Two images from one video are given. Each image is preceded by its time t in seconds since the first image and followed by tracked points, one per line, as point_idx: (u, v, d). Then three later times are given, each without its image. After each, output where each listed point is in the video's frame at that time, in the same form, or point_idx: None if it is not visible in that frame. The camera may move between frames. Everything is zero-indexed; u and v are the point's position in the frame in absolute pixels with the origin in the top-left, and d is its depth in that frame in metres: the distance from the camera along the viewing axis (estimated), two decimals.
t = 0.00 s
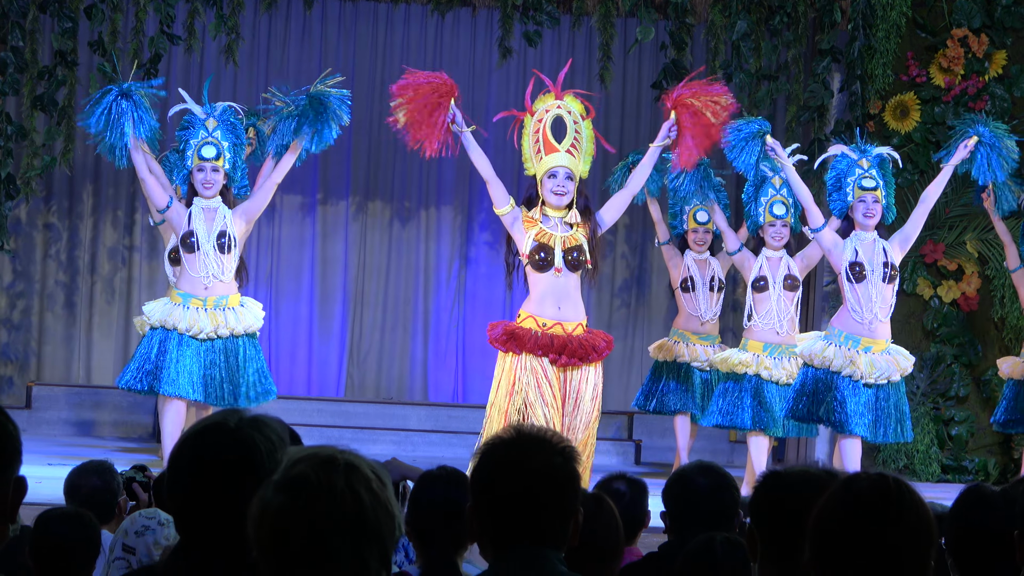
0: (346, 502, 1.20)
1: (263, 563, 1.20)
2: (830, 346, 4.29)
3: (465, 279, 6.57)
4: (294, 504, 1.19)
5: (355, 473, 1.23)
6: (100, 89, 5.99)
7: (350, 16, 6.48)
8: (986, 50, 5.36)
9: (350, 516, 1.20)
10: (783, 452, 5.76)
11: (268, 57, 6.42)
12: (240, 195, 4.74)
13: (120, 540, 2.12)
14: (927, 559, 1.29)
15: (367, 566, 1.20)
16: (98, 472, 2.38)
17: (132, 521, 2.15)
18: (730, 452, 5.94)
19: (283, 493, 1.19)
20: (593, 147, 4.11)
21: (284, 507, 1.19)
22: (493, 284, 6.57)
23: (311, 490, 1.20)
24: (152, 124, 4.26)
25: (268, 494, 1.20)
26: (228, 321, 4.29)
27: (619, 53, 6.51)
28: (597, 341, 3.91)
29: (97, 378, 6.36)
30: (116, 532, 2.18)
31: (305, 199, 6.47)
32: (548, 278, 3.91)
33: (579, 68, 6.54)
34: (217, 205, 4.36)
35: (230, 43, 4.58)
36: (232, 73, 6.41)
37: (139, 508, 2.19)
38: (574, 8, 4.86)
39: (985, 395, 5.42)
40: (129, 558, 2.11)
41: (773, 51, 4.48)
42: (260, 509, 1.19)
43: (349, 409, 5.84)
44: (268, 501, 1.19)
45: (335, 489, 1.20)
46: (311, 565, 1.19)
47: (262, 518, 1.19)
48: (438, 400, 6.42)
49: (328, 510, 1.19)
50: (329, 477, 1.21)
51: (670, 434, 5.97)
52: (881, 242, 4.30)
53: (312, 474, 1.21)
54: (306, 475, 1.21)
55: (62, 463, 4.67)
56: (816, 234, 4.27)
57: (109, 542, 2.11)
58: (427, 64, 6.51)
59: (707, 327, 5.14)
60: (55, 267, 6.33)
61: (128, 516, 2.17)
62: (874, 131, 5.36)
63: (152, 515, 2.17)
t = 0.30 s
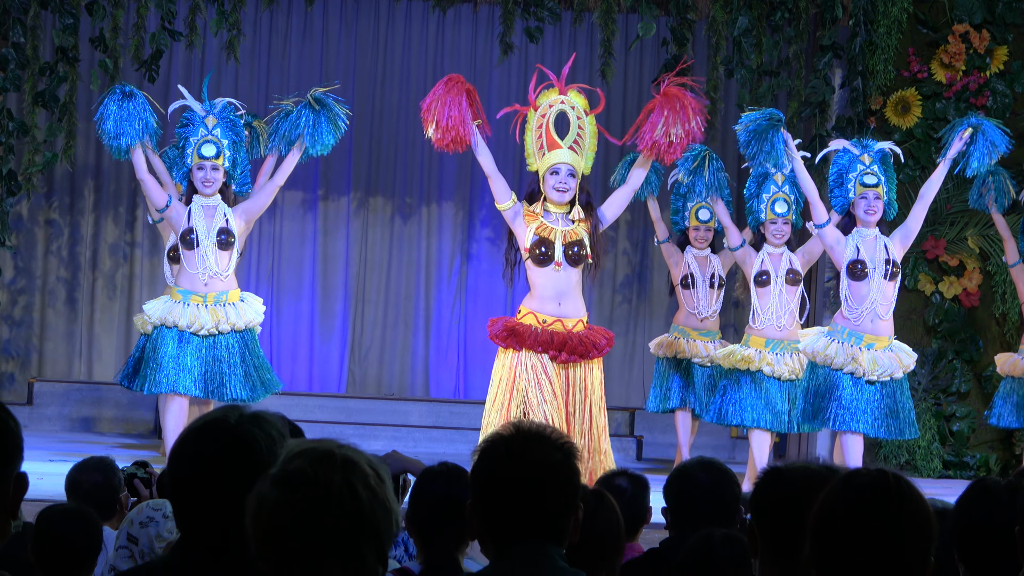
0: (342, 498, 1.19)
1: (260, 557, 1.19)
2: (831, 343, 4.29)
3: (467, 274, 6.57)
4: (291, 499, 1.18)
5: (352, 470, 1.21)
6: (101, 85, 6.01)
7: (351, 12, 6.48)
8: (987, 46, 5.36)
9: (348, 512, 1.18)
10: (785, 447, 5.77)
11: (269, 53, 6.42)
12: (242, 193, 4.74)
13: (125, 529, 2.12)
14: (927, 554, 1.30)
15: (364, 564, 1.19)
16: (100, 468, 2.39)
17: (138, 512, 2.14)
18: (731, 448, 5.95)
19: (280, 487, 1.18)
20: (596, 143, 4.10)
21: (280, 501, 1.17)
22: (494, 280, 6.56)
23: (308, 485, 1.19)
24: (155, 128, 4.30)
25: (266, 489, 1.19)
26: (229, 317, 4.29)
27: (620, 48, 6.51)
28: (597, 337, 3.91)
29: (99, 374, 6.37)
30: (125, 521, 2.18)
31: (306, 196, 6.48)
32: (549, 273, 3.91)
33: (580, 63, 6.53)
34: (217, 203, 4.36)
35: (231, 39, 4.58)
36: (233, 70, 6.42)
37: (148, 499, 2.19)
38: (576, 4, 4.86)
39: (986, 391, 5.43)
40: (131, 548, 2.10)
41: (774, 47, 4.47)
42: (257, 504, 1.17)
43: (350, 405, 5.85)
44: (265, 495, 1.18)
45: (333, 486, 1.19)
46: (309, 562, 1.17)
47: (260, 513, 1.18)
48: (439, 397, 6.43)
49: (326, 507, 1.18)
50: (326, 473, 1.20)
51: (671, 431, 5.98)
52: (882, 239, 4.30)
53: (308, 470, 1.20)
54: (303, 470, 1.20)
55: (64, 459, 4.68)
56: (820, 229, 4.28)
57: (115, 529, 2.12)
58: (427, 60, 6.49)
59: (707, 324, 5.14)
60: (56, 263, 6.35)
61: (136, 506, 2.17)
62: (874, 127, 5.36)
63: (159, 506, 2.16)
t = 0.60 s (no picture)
0: (332, 504, 1.12)
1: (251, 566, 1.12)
2: (832, 340, 4.30)
3: (468, 272, 6.56)
4: (279, 506, 1.11)
5: (343, 474, 1.14)
6: (102, 83, 6.01)
7: (351, 11, 6.48)
8: (988, 43, 5.36)
9: (337, 519, 1.12)
10: (785, 445, 5.77)
11: (270, 52, 6.42)
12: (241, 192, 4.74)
13: (127, 521, 2.11)
14: (930, 552, 1.29)
15: (355, 568, 1.12)
16: (99, 466, 2.39)
17: (140, 504, 2.11)
18: (732, 446, 5.95)
19: (269, 494, 1.11)
20: (597, 142, 4.10)
21: (270, 508, 1.11)
22: (495, 279, 6.57)
23: (298, 490, 1.12)
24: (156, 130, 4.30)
25: (254, 494, 1.12)
26: (227, 314, 4.28)
27: (620, 46, 6.50)
28: (596, 335, 3.92)
29: (100, 373, 6.37)
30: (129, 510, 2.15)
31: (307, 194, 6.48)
32: (549, 270, 3.91)
33: (581, 61, 6.53)
34: (216, 202, 4.36)
35: (231, 37, 4.57)
36: (233, 68, 6.42)
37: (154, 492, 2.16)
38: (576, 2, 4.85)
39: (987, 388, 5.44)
40: (131, 541, 2.09)
41: (775, 45, 4.47)
42: (245, 507, 1.11)
43: (351, 403, 5.85)
44: (253, 501, 1.11)
45: (322, 491, 1.12)
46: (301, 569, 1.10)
47: (249, 518, 1.11)
48: (440, 394, 6.42)
49: (317, 509, 1.11)
50: (314, 480, 1.13)
51: (672, 429, 5.98)
52: (882, 237, 4.30)
53: (295, 477, 1.13)
54: (293, 476, 1.12)
55: (65, 458, 4.68)
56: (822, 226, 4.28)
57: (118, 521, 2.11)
58: (428, 59, 6.49)
59: (705, 321, 5.14)
60: (57, 262, 6.34)
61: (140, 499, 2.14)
62: (875, 124, 5.36)
63: (160, 500, 2.12)
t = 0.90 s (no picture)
0: (331, 506, 1.12)
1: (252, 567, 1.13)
2: (830, 340, 4.30)
3: (468, 272, 6.56)
4: (278, 507, 1.11)
5: (342, 475, 1.14)
6: (102, 82, 6.02)
7: (351, 10, 6.48)
8: (988, 43, 5.36)
9: (336, 521, 1.12)
10: (785, 445, 5.77)
11: (270, 51, 6.42)
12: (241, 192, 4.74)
13: (121, 520, 2.10)
14: (930, 551, 1.29)
15: (352, 568, 1.12)
16: (98, 466, 2.39)
17: (132, 503, 2.09)
18: (732, 446, 5.95)
19: (269, 497, 1.11)
20: (597, 143, 4.10)
21: (270, 511, 1.11)
22: (495, 278, 6.57)
23: (297, 492, 1.12)
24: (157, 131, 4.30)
25: (252, 496, 1.12)
26: (227, 313, 4.29)
27: (620, 46, 6.50)
28: (596, 335, 3.92)
29: (100, 372, 6.38)
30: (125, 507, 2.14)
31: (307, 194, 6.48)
32: (548, 271, 3.91)
33: (581, 61, 6.53)
34: (216, 203, 4.36)
35: (231, 37, 4.57)
36: (234, 68, 6.42)
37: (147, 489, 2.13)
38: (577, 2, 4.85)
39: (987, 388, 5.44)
40: (127, 540, 2.08)
41: (775, 44, 4.47)
42: (246, 508, 1.11)
43: (351, 402, 5.85)
44: (253, 503, 1.12)
45: (321, 494, 1.12)
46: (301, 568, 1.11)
47: (248, 520, 1.12)
48: (440, 394, 6.42)
49: (316, 510, 1.11)
50: (313, 482, 1.13)
51: (672, 428, 5.98)
52: (881, 236, 4.30)
53: (294, 479, 1.13)
54: (291, 479, 1.12)
55: (65, 458, 4.69)
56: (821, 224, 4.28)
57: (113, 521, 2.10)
58: (428, 58, 6.50)
59: (705, 321, 5.14)
60: (57, 262, 6.35)
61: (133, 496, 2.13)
62: (875, 124, 5.36)
63: (151, 497, 2.09)
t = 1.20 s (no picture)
0: (340, 509, 1.18)
1: (263, 562, 1.20)
2: (828, 343, 4.30)
3: (468, 275, 6.57)
4: (287, 506, 1.18)
5: (353, 479, 1.20)
6: (102, 85, 6.02)
7: (351, 12, 6.47)
8: (987, 45, 5.36)
9: (344, 524, 1.18)
10: (786, 447, 5.77)
11: (269, 54, 6.42)
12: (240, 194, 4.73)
13: (116, 525, 2.07)
14: (931, 553, 1.29)
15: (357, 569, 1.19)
16: (99, 469, 2.39)
17: (127, 507, 2.08)
18: (733, 448, 5.95)
19: (279, 497, 1.19)
20: (596, 145, 4.10)
21: (280, 510, 1.18)
22: (495, 281, 6.56)
23: (306, 495, 1.19)
24: (158, 132, 4.30)
25: (266, 494, 1.19)
26: (227, 316, 4.29)
27: (620, 48, 6.50)
28: (596, 337, 3.90)
29: (100, 375, 6.37)
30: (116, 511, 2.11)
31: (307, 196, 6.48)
32: (548, 275, 3.91)
33: (580, 63, 6.53)
34: (215, 204, 4.36)
35: (231, 40, 4.57)
36: (233, 71, 6.42)
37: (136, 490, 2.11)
38: (576, 5, 4.85)
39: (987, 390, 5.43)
40: (125, 544, 2.06)
41: (774, 47, 4.47)
42: (258, 507, 1.19)
43: (351, 405, 5.85)
44: (265, 503, 1.19)
45: (331, 496, 1.19)
46: (308, 566, 1.18)
47: (259, 516, 1.19)
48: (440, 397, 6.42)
49: (324, 512, 1.18)
50: (324, 485, 1.19)
51: (672, 431, 5.98)
52: (879, 238, 4.30)
53: (305, 479, 1.20)
54: (299, 481, 1.19)
55: (65, 461, 4.68)
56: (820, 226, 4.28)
57: (107, 526, 2.07)
58: (427, 60, 6.50)
59: (705, 323, 5.14)
60: (57, 265, 6.35)
61: (125, 499, 2.10)
62: (875, 126, 5.36)
63: (147, 498, 2.08)
